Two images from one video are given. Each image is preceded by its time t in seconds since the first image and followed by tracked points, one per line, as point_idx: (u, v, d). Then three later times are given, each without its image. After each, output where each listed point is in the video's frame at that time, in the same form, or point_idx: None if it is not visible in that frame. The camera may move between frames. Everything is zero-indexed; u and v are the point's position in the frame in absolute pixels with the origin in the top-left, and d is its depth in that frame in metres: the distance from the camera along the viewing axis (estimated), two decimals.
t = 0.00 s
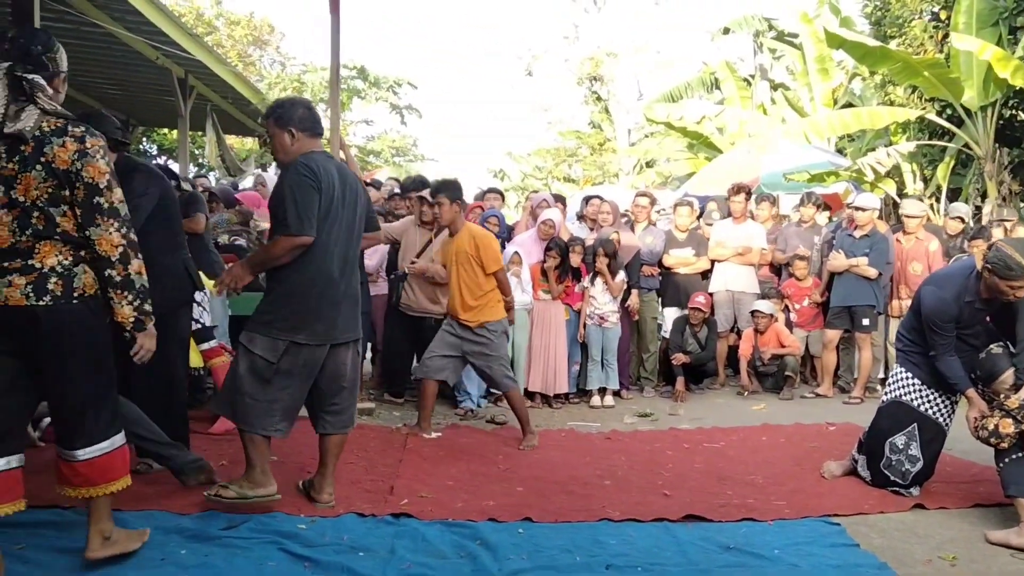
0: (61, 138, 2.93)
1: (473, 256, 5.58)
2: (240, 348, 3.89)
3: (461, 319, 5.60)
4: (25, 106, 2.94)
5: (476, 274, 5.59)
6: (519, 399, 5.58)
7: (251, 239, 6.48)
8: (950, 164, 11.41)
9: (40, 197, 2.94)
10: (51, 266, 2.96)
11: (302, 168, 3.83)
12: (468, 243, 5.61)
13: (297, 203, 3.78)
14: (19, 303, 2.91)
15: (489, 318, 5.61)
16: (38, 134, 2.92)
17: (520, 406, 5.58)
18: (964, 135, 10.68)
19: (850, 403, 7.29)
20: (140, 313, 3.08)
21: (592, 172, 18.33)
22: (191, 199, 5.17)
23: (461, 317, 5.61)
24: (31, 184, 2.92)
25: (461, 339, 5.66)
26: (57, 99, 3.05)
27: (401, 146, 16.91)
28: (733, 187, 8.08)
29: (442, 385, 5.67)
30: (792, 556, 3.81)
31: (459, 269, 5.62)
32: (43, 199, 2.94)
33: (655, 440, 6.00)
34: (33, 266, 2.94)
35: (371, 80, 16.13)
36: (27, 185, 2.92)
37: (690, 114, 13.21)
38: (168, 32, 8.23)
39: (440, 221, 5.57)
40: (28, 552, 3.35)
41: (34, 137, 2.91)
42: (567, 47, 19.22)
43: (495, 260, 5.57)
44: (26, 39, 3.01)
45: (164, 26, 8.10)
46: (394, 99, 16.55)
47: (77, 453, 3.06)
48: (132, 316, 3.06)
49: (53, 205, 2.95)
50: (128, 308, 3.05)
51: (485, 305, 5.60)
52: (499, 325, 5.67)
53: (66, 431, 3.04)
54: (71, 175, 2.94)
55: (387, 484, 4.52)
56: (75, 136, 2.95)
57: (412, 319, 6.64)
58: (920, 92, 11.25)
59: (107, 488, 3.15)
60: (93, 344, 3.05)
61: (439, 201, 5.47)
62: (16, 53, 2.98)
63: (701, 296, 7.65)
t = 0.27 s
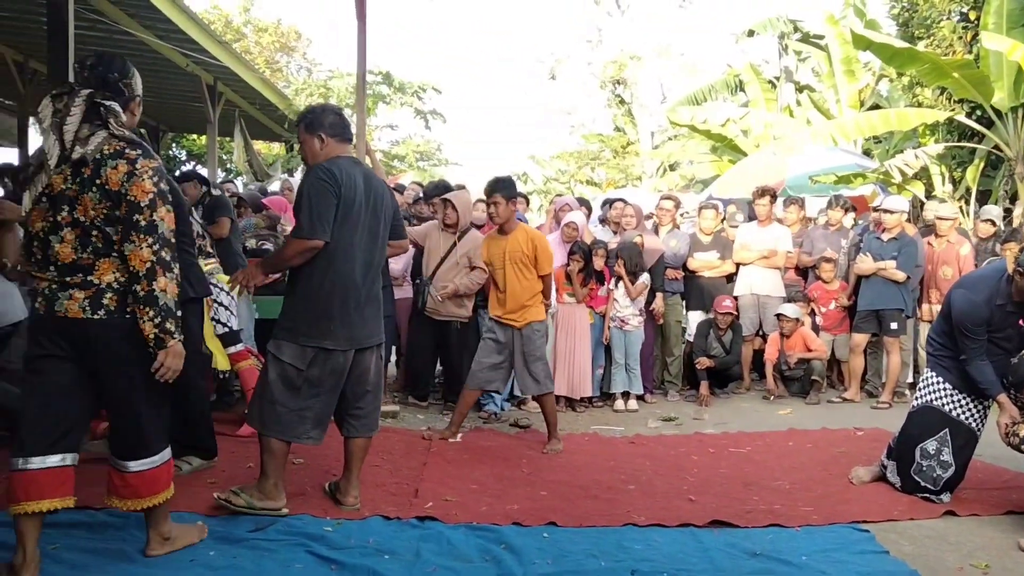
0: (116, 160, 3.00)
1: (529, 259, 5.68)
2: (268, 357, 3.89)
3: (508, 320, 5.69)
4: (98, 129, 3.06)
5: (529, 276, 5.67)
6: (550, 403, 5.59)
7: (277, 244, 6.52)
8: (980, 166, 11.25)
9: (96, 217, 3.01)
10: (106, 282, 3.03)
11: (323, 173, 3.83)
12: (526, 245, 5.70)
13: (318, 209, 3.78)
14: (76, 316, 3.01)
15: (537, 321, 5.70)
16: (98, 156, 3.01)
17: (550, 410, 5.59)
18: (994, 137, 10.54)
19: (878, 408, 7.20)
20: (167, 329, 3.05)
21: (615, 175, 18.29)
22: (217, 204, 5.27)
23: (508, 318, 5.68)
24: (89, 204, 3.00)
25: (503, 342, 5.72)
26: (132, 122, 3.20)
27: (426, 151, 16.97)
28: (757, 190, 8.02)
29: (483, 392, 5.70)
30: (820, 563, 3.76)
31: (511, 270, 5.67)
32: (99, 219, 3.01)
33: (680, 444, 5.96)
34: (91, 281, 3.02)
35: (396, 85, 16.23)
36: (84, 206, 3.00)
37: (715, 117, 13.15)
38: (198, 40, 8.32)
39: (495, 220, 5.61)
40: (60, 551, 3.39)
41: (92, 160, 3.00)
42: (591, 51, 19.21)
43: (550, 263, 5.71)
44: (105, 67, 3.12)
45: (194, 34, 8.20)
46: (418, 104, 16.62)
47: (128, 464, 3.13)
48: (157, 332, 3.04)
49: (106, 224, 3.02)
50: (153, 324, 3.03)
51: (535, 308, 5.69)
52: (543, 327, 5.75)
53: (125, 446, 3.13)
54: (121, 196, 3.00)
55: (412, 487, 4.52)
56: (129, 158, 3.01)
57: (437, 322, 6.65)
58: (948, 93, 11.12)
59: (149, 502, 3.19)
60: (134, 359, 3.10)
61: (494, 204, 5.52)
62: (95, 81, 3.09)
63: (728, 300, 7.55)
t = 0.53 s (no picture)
0: (193, 169, 3.22)
1: (551, 261, 5.66)
2: (280, 363, 3.91)
3: (525, 322, 5.68)
4: (182, 138, 3.31)
5: (549, 278, 5.65)
6: (573, 407, 5.57)
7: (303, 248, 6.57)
8: (1007, 167, 11.10)
9: (172, 223, 3.22)
10: (176, 282, 3.25)
11: (332, 176, 3.85)
12: (550, 246, 5.69)
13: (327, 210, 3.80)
14: (148, 314, 3.24)
15: (554, 324, 5.68)
16: (177, 166, 3.23)
17: (573, 413, 5.58)
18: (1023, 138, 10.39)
19: (904, 412, 7.11)
20: (243, 332, 3.30)
21: (637, 178, 18.22)
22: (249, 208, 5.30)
23: (526, 320, 5.67)
24: (166, 210, 3.22)
25: (519, 344, 5.71)
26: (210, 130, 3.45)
27: (448, 155, 17.00)
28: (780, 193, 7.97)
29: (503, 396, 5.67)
30: (846, 569, 3.72)
31: (531, 271, 5.67)
32: (173, 224, 3.23)
33: (703, 448, 5.92)
34: (163, 281, 3.24)
35: (419, 90, 16.28)
36: (161, 212, 3.22)
37: (737, 119, 13.07)
38: (225, 46, 8.40)
39: (519, 221, 5.62)
40: (90, 551, 3.43)
41: (173, 169, 3.23)
42: (612, 54, 19.17)
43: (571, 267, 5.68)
44: (184, 80, 3.35)
45: (220, 41, 8.28)
46: (441, 108, 16.67)
47: (189, 454, 3.29)
48: (235, 335, 3.29)
49: (181, 229, 3.23)
50: (231, 327, 3.28)
51: (552, 311, 5.67)
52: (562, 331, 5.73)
53: (181, 430, 3.27)
54: (196, 204, 3.21)
55: (435, 489, 4.52)
56: (206, 169, 3.23)
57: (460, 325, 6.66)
58: (975, 94, 10.98)
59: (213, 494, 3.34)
60: (208, 359, 3.31)
61: (519, 204, 5.53)
62: (177, 93, 3.32)
63: (753, 303, 7.51)
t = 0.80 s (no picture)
0: (260, 176, 3.41)
1: (578, 262, 5.66)
2: (280, 371, 3.85)
3: (554, 326, 5.64)
4: (244, 146, 3.47)
5: (577, 280, 5.63)
6: (603, 410, 5.55)
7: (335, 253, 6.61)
8: None
9: (237, 227, 3.39)
10: (233, 283, 3.40)
11: (326, 180, 3.85)
12: (577, 248, 5.68)
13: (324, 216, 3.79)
14: (204, 313, 3.37)
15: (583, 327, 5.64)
16: (244, 173, 3.41)
17: (603, 417, 5.55)
18: None
19: (940, 417, 6.99)
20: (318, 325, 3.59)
21: (665, 180, 18.10)
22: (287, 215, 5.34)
23: (555, 323, 5.63)
24: (233, 215, 3.39)
25: (549, 348, 5.68)
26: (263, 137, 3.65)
27: (477, 158, 17.02)
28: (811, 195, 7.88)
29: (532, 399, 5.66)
30: None
31: (560, 273, 5.66)
32: (239, 228, 3.40)
33: (734, 453, 5.86)
34: (220, 282, 3.39)
35: (448, 95, 16.32)
36: (228, 217, 3.39)
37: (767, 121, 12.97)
38: (257, 53, 8.49)
39: (547, 223, 5.63)
40: (129, 549, 3.48)
41: (240, 176, 3.40)
42: (640, 56, 19.10)
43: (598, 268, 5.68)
44: (239, 92, 3.55)
45: (253, 48, 8.37)
46: (470, 112, 16.70)
47: (228, 445, 3.40)
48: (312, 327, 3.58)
49: (247, 233, 3.41)
50: (311, 320, 3.56)
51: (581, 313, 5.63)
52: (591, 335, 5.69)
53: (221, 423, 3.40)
54: (266, 210, 3.41)
55: (466, 491, 4.52)
56: (272, 176, 3.43)
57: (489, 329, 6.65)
58: (1010, 93, 10.80)
59: (248, 485, 3.43)
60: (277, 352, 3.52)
61: (545, 205, 5.53)
62: (234, 104, 3.51)
63: (785, 307, 7.46)
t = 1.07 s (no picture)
0: (313, 179, 3.50)
1: (613, 264, 5.61)
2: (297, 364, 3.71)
3: (589, 329, 5.60)
4: (290, 148, 3.52)
5: (612, 282, 5.58)
6: (640, 413, 5.49)
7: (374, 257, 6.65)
8: None
9: (289, 227, 3.46)
10: (286, 282, 3.47)
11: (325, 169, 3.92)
12: (612, 249, 5.64)
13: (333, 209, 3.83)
14: (258, 312, 3.46)
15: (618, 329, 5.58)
16: (295, 175, 3.48)
17: (640, 420, 5.50)
18: None
19: (986, 423, 6.83)
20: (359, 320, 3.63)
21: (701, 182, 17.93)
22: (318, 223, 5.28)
23: (589, 326, 5.59)
24: (284, 216, 3.46)
25: (585, 352, 5.66)
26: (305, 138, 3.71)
27: (512, 162, 17.00)
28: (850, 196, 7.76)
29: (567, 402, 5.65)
30: None
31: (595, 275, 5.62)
32: (290, 229, 3.46)
33: (774, 458, 5.78)
34: (273, 281, 3.46)
35: (484, 99, 16.34)
36: (280, 218, 3.46)
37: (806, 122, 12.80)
38: (296, 59, 8.58)
39: (581, 225, 5.59)
40: (175, 548, 3.53)
41: (291, 178, 3.47)
42: (676, 58, 18.98)
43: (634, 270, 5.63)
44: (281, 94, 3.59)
45: (293, 55, 8.46)
46: (505, 116, 16.70)
47: (290, 435, 3.49)
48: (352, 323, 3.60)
49: (297, 233, 3.48)
50: (351, 314, 3.58)
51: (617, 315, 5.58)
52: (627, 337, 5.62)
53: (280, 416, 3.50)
54: (318, 210, 3.49)
55: (504, 494, 4.51)
56: (323, 179, 3.52)
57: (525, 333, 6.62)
58: None
59: (310, 474, 3.52)
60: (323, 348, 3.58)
61: (578, 208, 5.50)
62: (276, 106, 3.55)
63: (825, 309, 7.31)
